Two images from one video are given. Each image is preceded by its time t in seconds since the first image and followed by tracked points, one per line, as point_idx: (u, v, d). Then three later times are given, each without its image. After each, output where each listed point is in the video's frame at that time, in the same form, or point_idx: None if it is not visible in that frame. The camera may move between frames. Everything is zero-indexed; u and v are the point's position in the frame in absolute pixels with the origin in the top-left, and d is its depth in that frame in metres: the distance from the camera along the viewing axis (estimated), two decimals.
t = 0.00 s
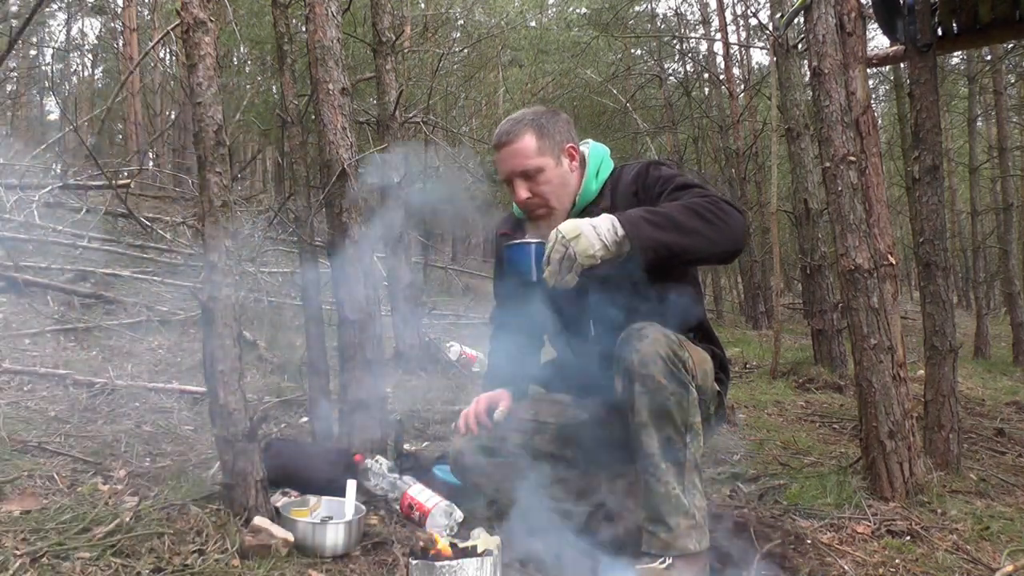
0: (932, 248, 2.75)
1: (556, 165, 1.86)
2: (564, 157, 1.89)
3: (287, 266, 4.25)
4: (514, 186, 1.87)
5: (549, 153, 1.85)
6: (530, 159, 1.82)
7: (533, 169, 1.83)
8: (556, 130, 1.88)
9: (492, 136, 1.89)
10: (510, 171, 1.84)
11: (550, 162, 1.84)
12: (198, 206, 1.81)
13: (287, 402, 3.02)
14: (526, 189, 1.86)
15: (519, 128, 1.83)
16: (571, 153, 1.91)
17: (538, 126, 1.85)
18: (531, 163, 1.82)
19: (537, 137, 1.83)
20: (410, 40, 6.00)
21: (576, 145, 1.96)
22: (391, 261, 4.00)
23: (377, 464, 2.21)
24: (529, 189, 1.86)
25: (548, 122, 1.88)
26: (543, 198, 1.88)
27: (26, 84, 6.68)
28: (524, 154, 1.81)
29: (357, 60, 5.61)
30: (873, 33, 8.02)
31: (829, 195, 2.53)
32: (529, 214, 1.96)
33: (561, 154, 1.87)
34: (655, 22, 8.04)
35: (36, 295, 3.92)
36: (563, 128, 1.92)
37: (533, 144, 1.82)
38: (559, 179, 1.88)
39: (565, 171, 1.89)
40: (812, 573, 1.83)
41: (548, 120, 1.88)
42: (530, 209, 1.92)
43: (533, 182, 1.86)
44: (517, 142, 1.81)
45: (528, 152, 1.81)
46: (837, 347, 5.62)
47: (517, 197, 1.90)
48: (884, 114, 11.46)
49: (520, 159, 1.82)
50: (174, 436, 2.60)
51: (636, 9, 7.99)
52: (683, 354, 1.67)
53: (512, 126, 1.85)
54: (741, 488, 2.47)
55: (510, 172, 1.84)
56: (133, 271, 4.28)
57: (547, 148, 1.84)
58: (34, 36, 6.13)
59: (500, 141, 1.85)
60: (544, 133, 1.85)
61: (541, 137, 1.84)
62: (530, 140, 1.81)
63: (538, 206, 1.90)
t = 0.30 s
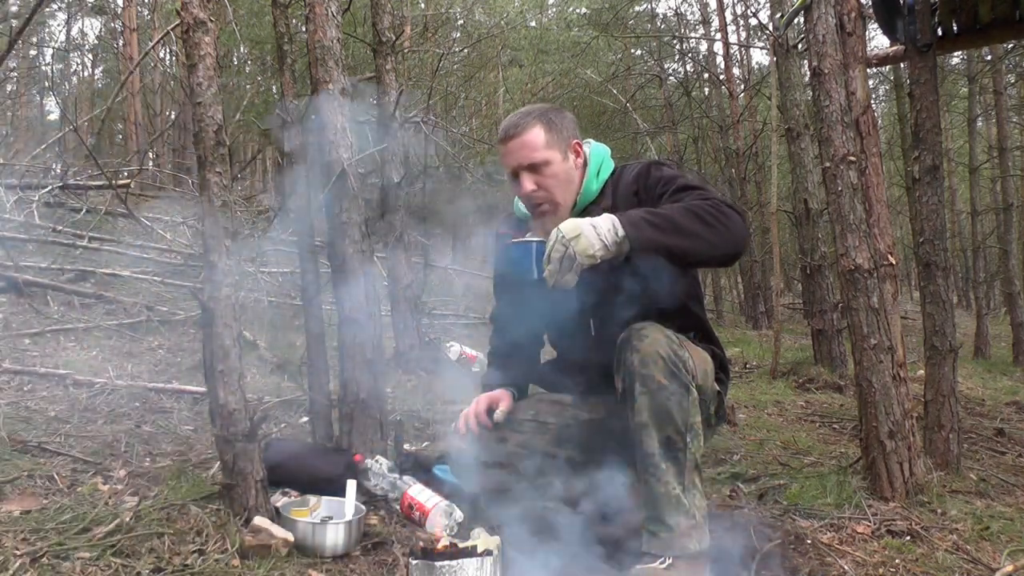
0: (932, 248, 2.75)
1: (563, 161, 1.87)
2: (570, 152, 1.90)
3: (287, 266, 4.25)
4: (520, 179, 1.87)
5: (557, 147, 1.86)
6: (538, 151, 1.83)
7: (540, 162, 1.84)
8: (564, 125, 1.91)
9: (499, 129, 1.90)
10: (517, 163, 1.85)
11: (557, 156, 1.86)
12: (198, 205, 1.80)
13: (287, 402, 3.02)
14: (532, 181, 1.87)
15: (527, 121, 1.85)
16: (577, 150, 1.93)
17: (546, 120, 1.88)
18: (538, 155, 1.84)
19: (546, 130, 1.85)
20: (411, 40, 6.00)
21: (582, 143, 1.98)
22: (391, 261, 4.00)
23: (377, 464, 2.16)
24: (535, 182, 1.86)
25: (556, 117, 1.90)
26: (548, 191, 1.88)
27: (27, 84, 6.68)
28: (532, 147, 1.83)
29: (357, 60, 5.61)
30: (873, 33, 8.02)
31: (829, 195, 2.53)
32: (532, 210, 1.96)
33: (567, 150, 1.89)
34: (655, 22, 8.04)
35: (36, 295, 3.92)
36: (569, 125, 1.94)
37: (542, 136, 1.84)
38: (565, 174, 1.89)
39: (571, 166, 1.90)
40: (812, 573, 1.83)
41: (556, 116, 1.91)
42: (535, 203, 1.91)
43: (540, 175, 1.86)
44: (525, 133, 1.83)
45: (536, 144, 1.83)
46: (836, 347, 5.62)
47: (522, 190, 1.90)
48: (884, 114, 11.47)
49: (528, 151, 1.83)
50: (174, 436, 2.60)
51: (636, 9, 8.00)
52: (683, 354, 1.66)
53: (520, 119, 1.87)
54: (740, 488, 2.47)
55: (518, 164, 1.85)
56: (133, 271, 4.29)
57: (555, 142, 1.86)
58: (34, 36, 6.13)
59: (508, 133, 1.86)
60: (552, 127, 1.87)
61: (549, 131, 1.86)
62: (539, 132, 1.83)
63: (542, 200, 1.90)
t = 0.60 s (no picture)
0: (932, 248, 2.75)
1: (575, 154, 1.94)
2: (579, 148, 1.97)
3: (287, 266, 4.25)
4: (532, 166, 1.91)
5: (570, 140, 1.93)
6: (553, 140, 1.89)
7: (554, 150, 1.90)
8: (575, 122, 1.98)
9: (512, 119, 1.94)
10: (531, 150, 1.90)
11: (570, 148, 1.92)
12: (198, 205, 1.81)
13: (287, 402, 3.02)
14: (544, 169, 1.91)
15: (543, 112, 1.91)
16: (585, 148, 2.00)
17: (561, 114, 1.95)
18: (553, 144, 1.89)
19: (561, 122, 1.92)
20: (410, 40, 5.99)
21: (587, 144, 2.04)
22: (391, 261, 4.01)
23: (377, 464, 2.17)
24: (547, 170, 1.90)
25: (568, 114, 1.98)
26: (559, 181, 1.92)
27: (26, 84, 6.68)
28: (548, 135, 1.89)
29: (357, 61, 5.61)
30: (873, 32, 8.02)
31: (829, 195, 2.53)
32: (539, 202, 1.97)
33: (578, 145, 1.96)
34: (655, 22, 8.05)
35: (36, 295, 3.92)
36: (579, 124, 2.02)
37: (557, 127, 1.90)
38: (575, 167, 1.94)
39: (580, 161, 1.96)
40: (812, 573, 1.83)
41: (568, 113, 1.99)
42: (543, 192, 1.93)
43: (552, 164, 1.91)
44: (541, 122, 1.89)
45: (552, 134, 1.89)
46: (836, 347, 5.62)
47: (533, 179, 1.93)
48: (884, 114, 11.47)
49: (544, 139, 1.88)
50: (174, 436, 2.60)
51: (636, 9, 8.01)
52: (683, 354, 1.66)
53: (535, 110, 1.93)
54: (740, 488, 2.47)
55: (531, 151, 1.89)
56: (133, 271, 4.29)
57: (568, 135, 1.93)
58: (34, 36, 6.12)
59: (523, 121, 1.91)
60: (566, 121, 1.94)
61: (563, 124, 1.93)
62: (556, 122, 1.89)
63: (553, 190, 1.92)
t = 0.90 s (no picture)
0: (932, 248, 2.75)
1: (581, 154, 1.95)
2: (584, 150, 1.98)
3: (287, 266, 4.25)
4: (539, 166, 1.91)
5: (576, 141, 1.94)
6: (561, 140, 1.90)
7: (561, 150, 1.90)
8: (580, 123, 1.99)
9: (518, 118, 1.95)
10: (539, 149, 1.90)
11: (576, 149, 1.93)
12: (198, 205, 1.80)
13: (287, 402, 3.02)
14: (551, 169, 1.91)
15: (551, 111, 1.92)
16: (590, 150, 2.01)
17: (568, 115, 1.96)
18: (560, 144, 1.90)
19: (568, 123, 1.93)
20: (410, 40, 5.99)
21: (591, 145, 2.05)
22: (391, 261, 4.01)
23: (377, 464, 2.18)
24: (554, 170, 1.90)
25: (574, 115, 1.99)
26: (565, 181, 1.92)
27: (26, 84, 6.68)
28: (556, 135, 1.89)
29: (357, 61, 5.61)
30: (873, 32, 8.02)
31: (829, 195, 2.53)
32: (544, 203, 1.97)
33: (584, 146, 1.97)
34: (655, 22, 8.05)
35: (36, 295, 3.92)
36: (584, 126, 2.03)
37: (565, 127, 1.91)
38: (580, 168, 1.95)
39: (585, 163, 1.97)
40: (812, 573, 1.83)
41: (573, 114, 1.99)
42: (550, 192, 1.93)
43: (558, 164, 1.91)
44: (550, 121, 1.90)
45: (559, 133, 1.89)
46: (837, 347, 5.62)
47: (539, 179, 1.93)
48: (884, 114, 11.48)
49: (551, 138, 1.89)
50: (174, 436, 2.60)
51: (637, 9, 8.01)
52: (683, 354, 1.66)
53: (542, 109, 1.93)
54: (741, 488, 2.47)
55: (538, 150, 1.90)
56: (133, 271, 4.29)
57: (575, 136, 1.94)
58: (34, 36, 6.12)
59: (530, 120, 1.91)
60: (572, 122, 1.95)
61: (570, 124, 1.93)
62: (563, 122, 1.90)
63: (558, 190, 1.92)
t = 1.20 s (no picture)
0: (932, 248, 2.75)
1: (580, 155, 1.95)
2: (584, 150, 1.98)
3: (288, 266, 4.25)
4: (538, 167, 1.91)
5: (575, 141, 1.94)
6: (560, 140, 1.90)
7: (560, 151, 1.90)
8: (580, 124, 1.99)
9: (517, 119, 1.95)
10: (538, 150, 1.90)
11: (575, 149, 1.93)
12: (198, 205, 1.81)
13: (287, 402, 3.02)
14: (550, 169, 1.91)
15: (550, 112, 1.92)
16: (589, 150, 2.01)
17: (567, 115, 1.96)
18: (560, 144, 1.90)
19: (567, 123, 1.93)
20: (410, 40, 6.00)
21: (590, 146, 2.05)
22: (391, 261, 4.01)
23: (378, 464, 2.18)
24: (553, 170, 1.90)
25: (573, 115, 1.99)
26: (564, 181, 1.92)
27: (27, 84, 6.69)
28: (555, 135, 1.89)
29: (357, 61, 5.62)
30: (873, 32, 8.02)
31: (829, 195, 2.53)
32: (543, 203, 1.97)
33: (583, 146, 1.97)
34: (654, 22, 8.06)
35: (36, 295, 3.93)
36: (583, 126, 2.03)
37: (564, 127, 1.91)
38: (580, 168, 1.95)
39: (584, 163, 1.97)
40: (813, 573, 1.83)
41: (573, 114, 2.00)
42: (549, 193, 1.93)
43: (557, 165, 1.91)
44: (549, 122, 1.90)
45: (558, 134, 1.89)
46: (836, 347, 5.62)
47: (538, 179, 1.93)
48: (884, 114, 11.48)
49: (550, 139, 1.89)
50: (174, 436, 2.60)
51: (637, 9, 8.02)
52: (683, 354, 1.67)
53: (542, 110, 1.94)
54: (741, 488, 2.47)
55: (537, 150, 1.90)
56: (133, 271, 4.30)
57: (574, 136, 1.94)
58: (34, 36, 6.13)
59: (529, 121, 1.91)
60: (572, 122, 1.95)
61: (569, 125, 1.94)
62: (562, 122, 1.90)
63: (557, 191, 1.92)
